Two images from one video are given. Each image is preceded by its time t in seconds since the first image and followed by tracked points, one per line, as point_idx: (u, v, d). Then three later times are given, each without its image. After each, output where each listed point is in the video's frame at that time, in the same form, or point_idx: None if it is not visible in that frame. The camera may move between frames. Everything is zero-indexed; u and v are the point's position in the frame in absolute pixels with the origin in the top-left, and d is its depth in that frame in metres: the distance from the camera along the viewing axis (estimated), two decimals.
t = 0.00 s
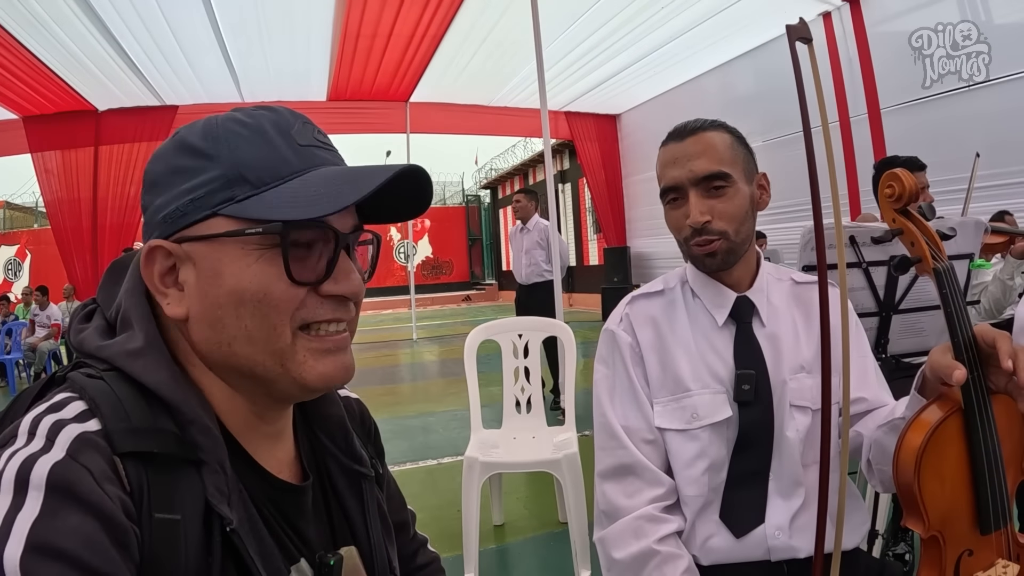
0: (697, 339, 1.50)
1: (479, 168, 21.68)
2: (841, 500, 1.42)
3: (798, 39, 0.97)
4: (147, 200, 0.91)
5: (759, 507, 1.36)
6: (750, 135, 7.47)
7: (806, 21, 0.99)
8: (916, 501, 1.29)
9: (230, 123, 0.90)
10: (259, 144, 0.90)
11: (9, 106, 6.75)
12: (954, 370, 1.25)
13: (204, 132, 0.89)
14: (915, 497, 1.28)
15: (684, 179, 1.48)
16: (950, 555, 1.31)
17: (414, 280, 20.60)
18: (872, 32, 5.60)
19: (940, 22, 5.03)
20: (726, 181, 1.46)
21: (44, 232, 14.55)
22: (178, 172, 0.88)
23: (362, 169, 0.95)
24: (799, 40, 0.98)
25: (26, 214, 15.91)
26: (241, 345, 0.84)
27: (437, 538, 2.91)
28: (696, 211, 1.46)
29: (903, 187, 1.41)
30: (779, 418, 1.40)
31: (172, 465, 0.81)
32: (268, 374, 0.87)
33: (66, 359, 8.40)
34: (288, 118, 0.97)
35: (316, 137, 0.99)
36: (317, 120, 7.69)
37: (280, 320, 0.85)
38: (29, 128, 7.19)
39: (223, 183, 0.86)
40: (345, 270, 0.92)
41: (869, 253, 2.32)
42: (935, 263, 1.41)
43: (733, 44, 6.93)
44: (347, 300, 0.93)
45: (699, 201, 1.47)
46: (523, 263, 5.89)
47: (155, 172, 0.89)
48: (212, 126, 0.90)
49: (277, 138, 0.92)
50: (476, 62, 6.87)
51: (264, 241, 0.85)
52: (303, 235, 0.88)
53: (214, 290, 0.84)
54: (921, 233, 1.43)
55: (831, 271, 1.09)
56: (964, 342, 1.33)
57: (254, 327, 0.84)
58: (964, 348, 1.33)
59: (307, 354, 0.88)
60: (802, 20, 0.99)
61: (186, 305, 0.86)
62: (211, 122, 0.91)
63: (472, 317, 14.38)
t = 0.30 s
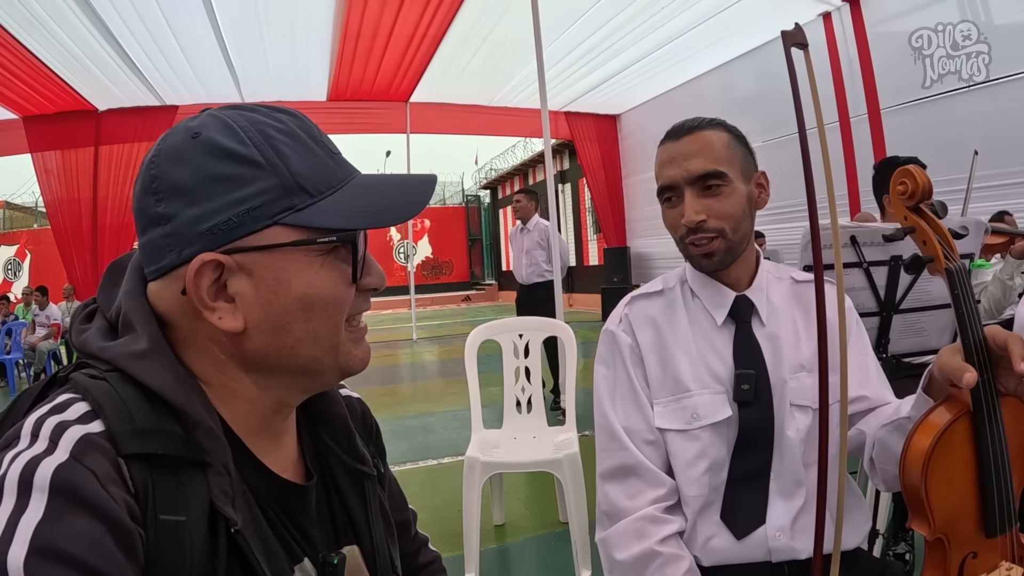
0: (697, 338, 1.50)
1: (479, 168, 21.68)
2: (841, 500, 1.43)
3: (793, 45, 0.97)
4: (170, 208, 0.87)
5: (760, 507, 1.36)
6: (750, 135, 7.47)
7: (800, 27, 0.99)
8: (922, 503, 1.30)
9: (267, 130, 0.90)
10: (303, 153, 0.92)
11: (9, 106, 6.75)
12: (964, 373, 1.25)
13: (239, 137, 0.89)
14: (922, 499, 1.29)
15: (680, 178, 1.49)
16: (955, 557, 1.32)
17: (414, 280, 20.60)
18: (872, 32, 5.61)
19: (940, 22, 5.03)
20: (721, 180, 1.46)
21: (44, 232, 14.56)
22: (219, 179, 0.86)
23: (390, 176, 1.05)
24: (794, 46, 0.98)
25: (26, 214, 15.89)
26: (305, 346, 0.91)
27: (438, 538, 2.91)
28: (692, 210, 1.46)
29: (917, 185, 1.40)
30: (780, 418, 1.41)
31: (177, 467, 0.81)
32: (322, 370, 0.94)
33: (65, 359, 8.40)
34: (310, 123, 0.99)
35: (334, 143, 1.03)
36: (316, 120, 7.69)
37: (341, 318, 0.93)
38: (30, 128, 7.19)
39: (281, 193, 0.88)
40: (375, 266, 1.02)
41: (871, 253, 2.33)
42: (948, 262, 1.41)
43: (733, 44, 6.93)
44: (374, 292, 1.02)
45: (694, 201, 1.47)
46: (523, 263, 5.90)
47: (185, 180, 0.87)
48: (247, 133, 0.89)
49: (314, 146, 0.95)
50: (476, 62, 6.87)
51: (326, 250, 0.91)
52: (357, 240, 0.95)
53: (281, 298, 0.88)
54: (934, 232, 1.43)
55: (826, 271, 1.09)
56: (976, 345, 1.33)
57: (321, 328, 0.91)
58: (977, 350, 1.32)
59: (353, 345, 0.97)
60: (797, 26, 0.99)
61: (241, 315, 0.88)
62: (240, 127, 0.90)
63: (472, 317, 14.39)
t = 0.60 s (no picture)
0: (695, 338, 1.50)
1: (479, 168, 21.67)
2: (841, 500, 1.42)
3: (800, 44, 0.97)
4: (163, 204, 0.87)
5: (759, 508, 1.35)
6: (750, 135, 7.47)
7: (808, 26, 0.98)
8: (919, 504, 1.29)
9: (263, 128, 0.90)
10: (300, 151, 0.92)
11: (9, 106, 6.74)
12: (958, 372, 1.25)
13: (236, 135, 0.88)
14: (918, 499, 1.28)
15: (675, 177, 1.49)
16: (952, 558, 1.31)
17: (414, 280, 20.60)
18: (872, 33, 5.60)
19: (940, 23, 5.02)
20: (717, 179, 1.46)
21: (44, 232, 14.58)
22: (214, 176, 0.86)
23: (387, 176, 1.04)
24: (801, 45, 0.97)
25: (26, 214, 15.89)
26: (299, 345, 0.90)
27: (438, 538, 2.91)
28: (686, 209, 1.46)
29: (909, 186, 1.38)
30: (779, 418, 1.40)
31: (169, 467, 0.80)
32: (316, 369, 0.94)
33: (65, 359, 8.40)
34: (307, 121, 0.98)
35: (331, 141, 1.02)
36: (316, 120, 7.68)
37: (335, 318, 0.92)
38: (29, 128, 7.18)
39: (276, 191, 0.88)
40: (369, 266, 1.01)
41: (870, 253, 2.32)
42: (940, 262, 1.41)
43: (732, 45, 6.93)
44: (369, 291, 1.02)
45: (689, 200, 1.47)
46: (523, 263, 5.89)
47: (179, 177, 0.86)
48: (242, 131, 0.89)
49: (309, 143, 0.94)
50: (476, 62, 6.87)
51: (320, 248, 0.90)
52: (352, 239, 0.95)
53: (275, 296, 0.87)
54: (926, 232, 1.42)
55: (826, 272, 1.08)
56: (969, 344, 1.33)
57: (315, 327, 0.90)
58: (969, 349, 1.32)
59: (347, 344, 0.97)
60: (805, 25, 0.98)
61: (235, 314, 0.88)
62: (236, 124, 0.89)
63: (472, 317, 14.38)
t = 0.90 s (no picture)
0: (696, 338, 1.50)
1: (479, 169, 21.67)
2: (840, 498, 1.42)
3: (786, 53, 0.98)
4: (158, 205, 0.87)
5: (759, 506, 1.35)
6: (750, 136, 7.47)
7: (793, 34, 1.00)
8: (913, 504, 1.29)
9: (255, 127, 0.90)
10: (292, 149, 0.92)
11: (9, 106, 6.75)
12: (948, 372, 1.25)
13: (228, 134, 0.88)
14: (911, 499, 1.28)
15: (684, 177, 1.48)
16: (947, 557, 1.31)
17: (414, 281, 20.61)
18: (872, 33, 5.61)
19: (939, 23, 5.03)
20: (725, 179, 1.46)
21: (44, 232, 14.59)
22: (208, 175, 0.86)
23: (380, 172, 1.04)
24: (788, 53, 0.98)
25: (26, 214, 15.87)
26: (296, 342, 0.90)
27: (438, 538, 2.91)
28: (698, 209, 1.46)
29: (898, 189, 1.39)
30: (779, 418, 1.41)
31: (170, 465, 0.80)
32: (313, 365, 0.94)
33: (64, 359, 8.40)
34: (299, 119, 0.98)
35: (324, 139, 1.02)
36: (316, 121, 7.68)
37: (331, 314, 0.92)
38: (29, 128, 7.18)
39: (270, 189, 0.88)
40: (366, 262, 1.02)
41: (869, 253, 2.32)
42: (928, 264, 1.41)
43: (732, 46, 6.93)
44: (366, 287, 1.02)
45: (699, 200, 1.46)
46: (522, 264, 5.89)
47: (173, 178, 0.86)
48: (234, 130, 0.89)
49: (301, 141, 0.94)
50: (476, 63, 6.87)
51: (315, 245, 0.91)
52: (347, 235, 0.95)
53: (271, 294, 0.88)
54: (915, 235, 1.42)
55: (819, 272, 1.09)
56: (959, 344, 1.33)
57: (311, 323, 0.91)
58: (961, 348, 1.32)
59: (344, 340, 0.97)
60: (789, 34, 1.00)
61: (231, 312, 0.88)
62: (228, 124, 0.90)
63: (472, 318, 14.38)
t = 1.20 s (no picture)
0: (696, 337, 1.50)
1: (479, 169, 21.67)
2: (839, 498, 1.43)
3: (782, 55, 0.98)
4: (157, 206, 0.87)
5: (758, 505, 1.36)
6: (749, 136, 7.47)
7: (788, 36, 1.00)
8: (911, 503, 1.29)
9: (255, 128, 0.90)
10: (291, 151, 0.92)
11: (9, 106, 6.75)
12: (947, 371, 1.25)
13: (227, 135, 0.88)
14: (909, 498, 1.29)
15: (683, 180, 1.48)
16: (945, 555, 1.32)
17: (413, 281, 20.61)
18: (872, 34, 5.61)
19: (939, 24, 5.03)
20: (724, 180, 1.46)
21: (43, 232, 14.59)
22: (208, 176, 0.86)
23: (381, 174, 1.04)
24: (783, 55, 0.98)
25: (26, 214, 15.86)
26: (295, 343, 0.90)
27: (438, 538, 2.90)
28: (697, 211, 1.46)
29: (896, 189, 1.39)
30: (778, 417, 1.41)
31: (171, 463, 0.81)
32: (312, 365, 0.94)
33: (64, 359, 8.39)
34: (299, 121, 0.99)
35: (325, 140, 1.03)
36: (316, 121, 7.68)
37: (330, 315, 0.93)
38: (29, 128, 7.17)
39: (269, 191, 0.88)
40: (366, 263, 1.02)
41: (868, 253, 2.33)
42: (927, 264, 1.41)
43: (732, 46, 6.94)
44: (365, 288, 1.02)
45: (698, 202, 1.47)
46: (523, 264, 5.89)
47: (172, 179, 0.87)
48: (234, 131, 0.89)
49: (301, 143, 0.94)
50: (476, 63, 6.87)
51: (314, 247, 0.91)
52: (347, 237, 0.96)
53: (270, 295, 0.88)
54: (913, 234, 1.42)
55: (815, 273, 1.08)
56: (958, 343, 1.33)
57: (310, 325, 0.91)
58: (958, 348, 1.32)
59: (343, 341, 0.97)
60: (785, 36, 0.99)
61: (230, 313, 0.88)
62: (228, 125, 0.90)
63: (472, 318, 14.39)
